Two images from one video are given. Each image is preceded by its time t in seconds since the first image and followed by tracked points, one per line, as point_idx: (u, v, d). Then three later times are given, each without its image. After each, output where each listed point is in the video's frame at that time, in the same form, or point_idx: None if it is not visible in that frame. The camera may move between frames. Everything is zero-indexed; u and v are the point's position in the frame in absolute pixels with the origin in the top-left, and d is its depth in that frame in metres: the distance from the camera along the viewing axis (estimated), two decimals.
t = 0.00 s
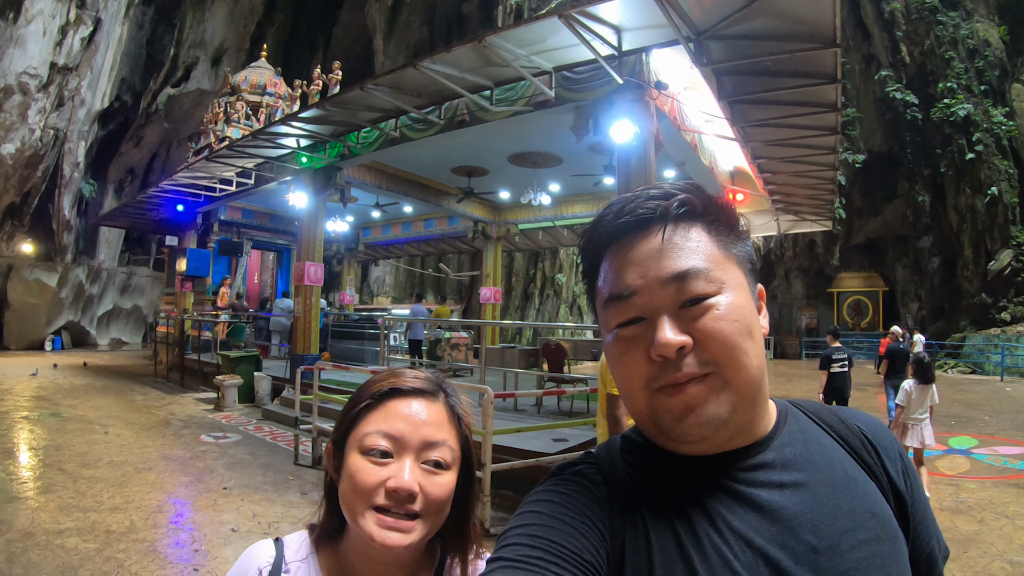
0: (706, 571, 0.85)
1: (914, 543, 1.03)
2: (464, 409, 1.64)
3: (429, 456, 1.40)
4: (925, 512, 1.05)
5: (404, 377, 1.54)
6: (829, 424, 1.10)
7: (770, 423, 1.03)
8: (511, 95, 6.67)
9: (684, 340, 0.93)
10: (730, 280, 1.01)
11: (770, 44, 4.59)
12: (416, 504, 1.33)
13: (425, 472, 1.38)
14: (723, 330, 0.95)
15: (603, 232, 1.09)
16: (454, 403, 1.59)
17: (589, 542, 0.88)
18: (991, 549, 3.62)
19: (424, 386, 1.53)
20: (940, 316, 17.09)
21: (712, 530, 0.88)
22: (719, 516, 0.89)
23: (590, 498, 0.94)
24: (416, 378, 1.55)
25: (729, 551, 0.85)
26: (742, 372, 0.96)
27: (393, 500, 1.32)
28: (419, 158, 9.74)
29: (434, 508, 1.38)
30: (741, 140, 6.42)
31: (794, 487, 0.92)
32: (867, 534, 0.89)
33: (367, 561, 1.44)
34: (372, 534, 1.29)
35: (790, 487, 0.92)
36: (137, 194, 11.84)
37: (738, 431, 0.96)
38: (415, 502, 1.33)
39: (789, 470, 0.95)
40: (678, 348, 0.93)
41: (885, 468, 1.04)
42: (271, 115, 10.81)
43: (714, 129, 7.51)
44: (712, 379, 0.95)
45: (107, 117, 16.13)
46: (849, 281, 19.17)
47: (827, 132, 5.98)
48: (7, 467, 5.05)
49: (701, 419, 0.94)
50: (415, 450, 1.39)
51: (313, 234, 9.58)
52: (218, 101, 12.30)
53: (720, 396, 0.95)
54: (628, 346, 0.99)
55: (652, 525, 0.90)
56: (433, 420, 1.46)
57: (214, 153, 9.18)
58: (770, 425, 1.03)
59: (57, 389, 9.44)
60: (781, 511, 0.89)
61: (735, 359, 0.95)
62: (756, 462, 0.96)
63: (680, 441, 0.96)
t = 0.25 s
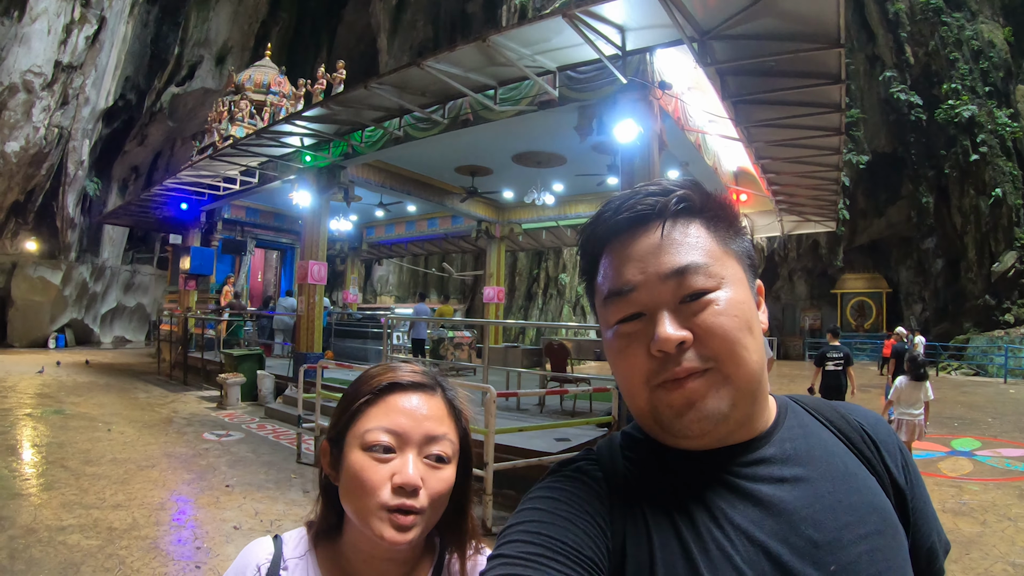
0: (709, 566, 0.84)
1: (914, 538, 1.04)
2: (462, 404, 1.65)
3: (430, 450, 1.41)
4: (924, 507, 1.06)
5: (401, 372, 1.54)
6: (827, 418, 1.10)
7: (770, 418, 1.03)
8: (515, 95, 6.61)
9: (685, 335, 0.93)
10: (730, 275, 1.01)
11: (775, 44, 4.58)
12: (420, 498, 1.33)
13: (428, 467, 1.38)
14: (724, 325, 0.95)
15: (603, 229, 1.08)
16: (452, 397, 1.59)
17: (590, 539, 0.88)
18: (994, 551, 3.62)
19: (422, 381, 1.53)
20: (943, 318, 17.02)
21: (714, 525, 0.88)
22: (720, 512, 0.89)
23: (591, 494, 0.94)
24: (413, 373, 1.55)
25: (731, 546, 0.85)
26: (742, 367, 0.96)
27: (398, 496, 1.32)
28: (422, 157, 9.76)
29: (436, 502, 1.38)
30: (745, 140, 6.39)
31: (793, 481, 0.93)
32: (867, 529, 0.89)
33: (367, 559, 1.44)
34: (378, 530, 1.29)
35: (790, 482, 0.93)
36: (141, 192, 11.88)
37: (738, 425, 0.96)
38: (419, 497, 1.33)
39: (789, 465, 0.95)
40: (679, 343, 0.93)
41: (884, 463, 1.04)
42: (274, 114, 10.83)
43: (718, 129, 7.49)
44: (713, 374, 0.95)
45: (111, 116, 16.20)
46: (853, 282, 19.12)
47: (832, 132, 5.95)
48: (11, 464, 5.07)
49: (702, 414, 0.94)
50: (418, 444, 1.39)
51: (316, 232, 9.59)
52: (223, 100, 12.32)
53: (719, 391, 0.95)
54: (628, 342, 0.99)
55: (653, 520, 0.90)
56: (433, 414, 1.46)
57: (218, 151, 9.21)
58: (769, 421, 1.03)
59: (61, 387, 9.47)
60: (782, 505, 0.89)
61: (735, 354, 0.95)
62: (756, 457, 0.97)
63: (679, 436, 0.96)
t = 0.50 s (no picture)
0: (709, 565, 0.84)
1: (913, 537, 1.03)
2: (457, 401, 1.66)
3: (428, 449, 1.41)
4: (924, 506, 1.06)
5: (396, 369, 1.54)
6: (826, 417, 1.10)
7: (768, 417, 1.03)
8: (517, 95, 6.62)
9: (685, 334, 0.93)
10: (729, 274, 1.01)
11: (778, 45, 4.57)
12: (418, 497, 1.34)
13: (425, 465, 1.39)
14: (724, 324, 0.95)
15: (603, 227, 1.08)
16: (448, 394, 1.60)
17: (590, 538, 0.88)
18: (995, 553, 3.60)
19: (418, 378, 1.53)
20: (946, 320, 16.97)
21: (714, 524, 0.88)
22: (719, 511, 0.89)
23: (590, 493, 0.93)
24: (408, 370, 1.55)
25: (731, 544, 0.85)
26: (742, 366, 0.96)
27: (396, 495, 1.32)
28: (425, 157, 9.76)
29: (434, 499, 1.39)
30: (748, 141, 6.38)
31: (793, 480, 0.93)
32: (866, 527, 0.89)
33: (365, 557, 1.44)
34: (376, 529, 1.30)
35: (790, 481, 0.93)
36: (144, 191, 11.91)
37: (737, 423, 0.96)
38: (417, 496, 1.34)
39: (789, 464, 0.95)
40: (679, 341, 0.93)
41: (884, 462, 1.04)
42: (277, 113, 10.85)
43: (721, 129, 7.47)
44: (713, 372, 0.95)
45: (115, 115, 16.25)
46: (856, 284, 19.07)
47: (834, 133, 5.94)
48: (13, 462, 5.09)
49: (701, 412, 0.94)
50: (415, 443, 1.40)
51: (319, 232, 9.61)
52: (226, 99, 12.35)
53: (719, 388, 0.95)
54: (629, 341, 0.99)
55: (653, 520, 0.90)
56: (429, 412, 1.47)
57: (221, 150, 9.23)
58: (769, 419, 1.03)
59: (63, 385, 9.51)
60: (781, 504, 0.89)
61: (735, 352, 0.95)
62: (756, 456, 0.96)
63: (679, 435, 0.96)
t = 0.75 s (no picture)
0: (707, 568, 0.84)
1: (910, 537, 1.03)
2: (451, 399, 1.66)
3: (423, 447, 1.41)
4: (921, 506, 1.05)
5: (390, 368, 1.54)
6: (825, 417, 1.10)
7: (767, 416, 1.03)
8: (519, 95, 6.62)
9: (684, 332, 0.93)
10: (728, 272, 1.01)
11: (779, 45, 4.56)
12: (413, 496, 1.34)
13: (421, 464, 1.39)
14: (722, 323, 0.95)
15: (602, 224, 1.08)
16: (442, 393, 1.60)
17: (587, 536, 0.87)
18: (996, 555, 3.59)
19: (412, 376, 1.54)
20: (947, 321, 16.94)
21: (711, 523, 0.88)
22: (717, 509, 0.89)
23: (587, 491, 0.93)
24: (402, 369, 1.55)
25: (728, 544, 0.85)
26: (740, 364, 0.96)
27: (391, 495, 1.32)
28: (426, 157, 9.77)
29: (429, 499, 1.39)
30: (749, 142, 6.38)
31: (790, 479, 0.93)
32: (863, 527, 0.89)
33: (358, 557, 1.44)
34: (371, 528, 1.30)
35: (787, 479, 0.93)
36: (145, 191, 11.92)
37: (734, 421, 0.96)
38: (411, 495, 1.34)
39: (786, 463, 0.95)
40: (677, 339, 0.93)
41: (881, 462, 1.04)
42: (279, 113, 10.86)
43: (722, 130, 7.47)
44: (712, 370, 0.94)
45: (116, 115, 16.25)
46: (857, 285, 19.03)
47: (835, 134, 5.93)
48: (13, 461, 5.09)
49: (699, 409, 0.94)
50: (410, 442, 1.39)
51: (320, 232, 9.61)
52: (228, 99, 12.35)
53: (718, 386, 0.95)
54: (628, 338, 0.99)
55: (651, 519, 0.90)
56: (423, 411, 1.47)
57: (223, 150, 9.24)
58: (766, 418, 1.03)
59: (64, 384, 9.51)
60: (778, 503, 0.89)
61: (733, 350, 0.95)
62: (752, 455, 0.96)
63: (678, 431, 0.96)
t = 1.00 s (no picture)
0: (706, 571, 0.83)
1: (910, 541, 1.03)
2: (449, 401, 1.66)
3: (421, 449, 1.41)
4: (921, 509, 1.05)
5: (388, 370, 1.54)
6: (825, 419, 1.09)
7: (766, 418, 1.03)
8: (519, 96, 6.63)
9: (683, 333, 0.93)
10: (728, 273, 1.01)
11: (780, 46, 4.56)
12: (411, 498, 1.34)
13: (419, 466, 1.39)
14: (722, 323, 0.95)
15: (602, 225, 1.08)
16: (440, 395, 1.60)
17: (586, 539, 0.87)
18: (997, 555, 3.59)
19: (410, 378, 1.53)
20: (948, 321, 16.93)
21: (711, 526, 0.87)
22: (716, 513, 0.89)
23: (586, 493, 0.93)
24: (400, 370, 1.55)
25: (726, 546, 0.85)
26: (739, 366, 0.96)
27: (389, 497, 1.32)
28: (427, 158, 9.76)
29: (426, 501, 1.39)
30: (750, 142, 6.38)
31: (790, 481, 0.92)
32: (862, 530, 0.89)
33: (356, 559, 1.43)
34: (367, 531, 1.30)
35: (787, 482, 0.92)
36: (146, 191, 11.92)
37: (732, 423, 0.96)
38: (409, 498, 1.34)
39: (785, 465, 0.95)
40: (677, 340, 0.93)
41: (880, 464, 1.04)
42: (279, 113, 10.86)
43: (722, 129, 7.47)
44: (711, 371, 0.94)
45: (117, 115, 16.24)
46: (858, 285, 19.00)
47: (836, 134, 5.93)
48: (13, 461, 5.09)
49: (699, 410, 0.94)
50: (408, 444, 1.39)
51: (320, 232, 9.61)
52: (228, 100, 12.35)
53: (716, 386, 0.94)
54: (626, 340, 0.98)
55: (650, 522, 0.89)
56: (421, 413, 1.47)
57: (223, 150, 9.24)
58: (766, 420, 1.03)
59: (64, 384, 9.51)
60: (777, 506, 0.89)
61: (731, 352, 0.95)
62: (752, 457, 0.96)
63: (677, 433, 0.96)
